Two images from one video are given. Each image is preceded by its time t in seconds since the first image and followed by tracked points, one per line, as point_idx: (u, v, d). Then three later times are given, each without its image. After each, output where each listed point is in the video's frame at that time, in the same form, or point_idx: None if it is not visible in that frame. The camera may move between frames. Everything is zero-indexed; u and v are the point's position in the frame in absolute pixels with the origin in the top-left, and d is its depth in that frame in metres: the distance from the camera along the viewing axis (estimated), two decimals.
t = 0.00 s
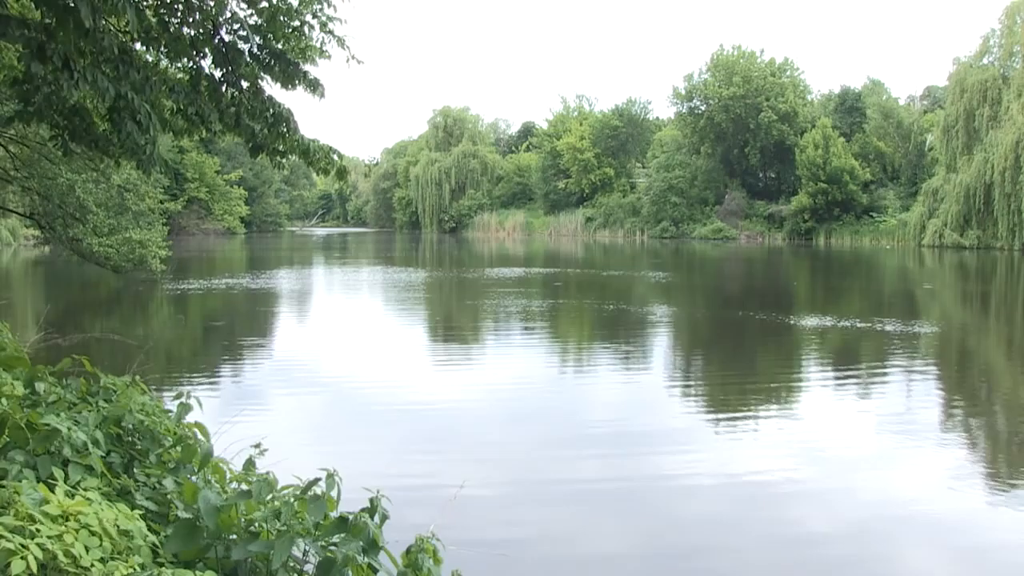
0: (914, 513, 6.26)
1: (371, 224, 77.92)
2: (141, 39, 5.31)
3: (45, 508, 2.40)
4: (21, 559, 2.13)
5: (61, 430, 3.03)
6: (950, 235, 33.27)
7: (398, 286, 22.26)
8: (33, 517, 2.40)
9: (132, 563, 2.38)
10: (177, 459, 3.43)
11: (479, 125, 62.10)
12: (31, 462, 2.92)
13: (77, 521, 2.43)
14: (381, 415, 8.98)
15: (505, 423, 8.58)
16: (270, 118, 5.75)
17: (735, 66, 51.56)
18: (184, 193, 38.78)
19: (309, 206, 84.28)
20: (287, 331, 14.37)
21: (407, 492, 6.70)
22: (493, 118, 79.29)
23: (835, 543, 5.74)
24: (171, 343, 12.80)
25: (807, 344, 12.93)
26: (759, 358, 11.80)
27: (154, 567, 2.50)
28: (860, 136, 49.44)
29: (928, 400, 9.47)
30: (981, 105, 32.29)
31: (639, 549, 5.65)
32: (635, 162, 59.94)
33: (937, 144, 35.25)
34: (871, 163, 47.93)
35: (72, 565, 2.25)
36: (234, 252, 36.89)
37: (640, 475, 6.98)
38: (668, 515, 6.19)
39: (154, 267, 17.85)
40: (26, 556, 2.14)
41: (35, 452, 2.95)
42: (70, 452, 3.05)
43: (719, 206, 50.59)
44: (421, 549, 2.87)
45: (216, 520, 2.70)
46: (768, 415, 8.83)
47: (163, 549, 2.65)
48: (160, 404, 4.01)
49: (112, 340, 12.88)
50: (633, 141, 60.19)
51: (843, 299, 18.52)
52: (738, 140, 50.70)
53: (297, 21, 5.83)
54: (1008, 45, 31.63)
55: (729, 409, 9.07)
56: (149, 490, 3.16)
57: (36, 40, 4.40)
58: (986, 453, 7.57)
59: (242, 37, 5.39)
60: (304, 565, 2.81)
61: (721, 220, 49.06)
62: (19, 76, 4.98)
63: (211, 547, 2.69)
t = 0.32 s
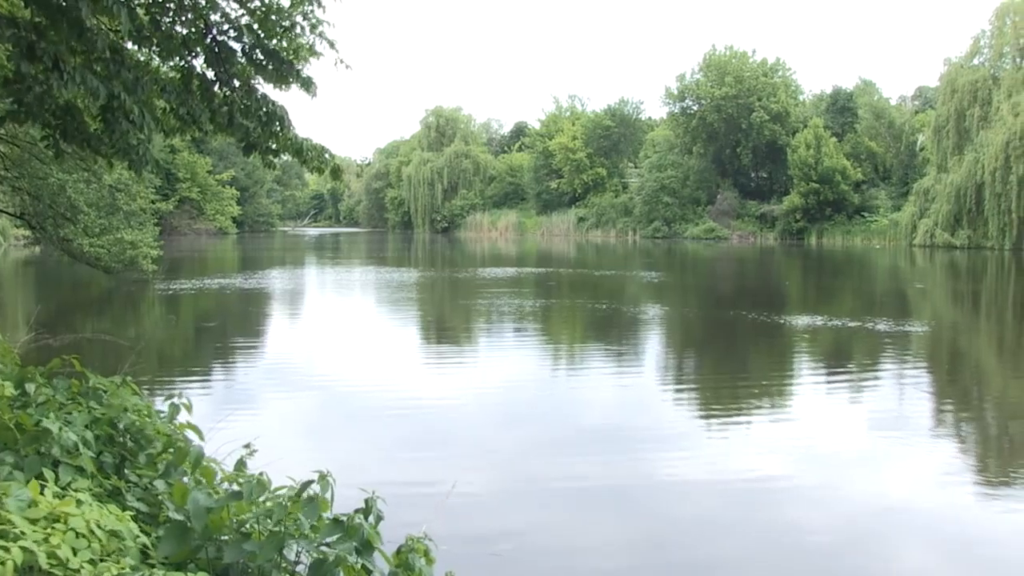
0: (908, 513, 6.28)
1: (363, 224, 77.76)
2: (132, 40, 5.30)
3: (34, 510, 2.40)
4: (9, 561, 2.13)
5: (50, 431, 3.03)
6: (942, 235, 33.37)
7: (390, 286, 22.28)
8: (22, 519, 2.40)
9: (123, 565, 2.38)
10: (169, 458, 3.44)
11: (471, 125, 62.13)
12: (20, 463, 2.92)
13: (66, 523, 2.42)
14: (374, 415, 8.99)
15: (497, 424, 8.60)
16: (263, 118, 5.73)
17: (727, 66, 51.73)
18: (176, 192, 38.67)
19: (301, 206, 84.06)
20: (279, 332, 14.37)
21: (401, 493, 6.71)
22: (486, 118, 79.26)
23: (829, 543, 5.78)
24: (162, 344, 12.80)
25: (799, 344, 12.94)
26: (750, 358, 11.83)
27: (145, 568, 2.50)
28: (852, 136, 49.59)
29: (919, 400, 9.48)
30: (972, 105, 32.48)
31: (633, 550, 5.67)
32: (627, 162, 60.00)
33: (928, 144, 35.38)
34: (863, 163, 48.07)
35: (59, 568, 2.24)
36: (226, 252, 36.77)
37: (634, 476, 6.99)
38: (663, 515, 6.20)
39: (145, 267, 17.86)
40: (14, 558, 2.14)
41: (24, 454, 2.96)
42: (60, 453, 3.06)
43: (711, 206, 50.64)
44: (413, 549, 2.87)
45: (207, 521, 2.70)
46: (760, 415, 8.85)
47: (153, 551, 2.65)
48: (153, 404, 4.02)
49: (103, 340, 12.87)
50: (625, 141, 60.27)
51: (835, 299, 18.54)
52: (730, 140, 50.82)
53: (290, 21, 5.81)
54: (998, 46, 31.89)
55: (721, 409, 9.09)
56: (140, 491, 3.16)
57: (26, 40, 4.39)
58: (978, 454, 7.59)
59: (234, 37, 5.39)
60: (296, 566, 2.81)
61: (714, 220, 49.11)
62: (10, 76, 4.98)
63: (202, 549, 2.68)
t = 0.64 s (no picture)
0: (892, 511, 6.33)
1: (346, 224, 77.39)
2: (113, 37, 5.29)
3: (12, 515, 2.39)
4: None
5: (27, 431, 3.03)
6: (922, 235, 33.61)
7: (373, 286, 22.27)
8: None
9: (103, 567, 2.38)
10: (147, 460, 3.43)
11: (455, 125, 62.11)
12: None
13: (45, 526, 2.42)
14: (359, 416, 8.98)
15: (481, 425, 8.61)
16: (245, 116, 5.72)
17: (710, 66, 52.02)
18: (157, 192, 38.43)
19: (284, 206, 83.58)
20: (262, 332, 14.33)
21: (385, 493, 6.71)
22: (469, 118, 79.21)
23: (814, 540, 5.83)
24: (145, 345, 12.73)
25: (782, 344, 12.98)
26: (734, 358, 11.88)
27: (126, 572, 2.49)
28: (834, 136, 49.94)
29: (901, 400, 9.52)
30: (952, 105, 32.83)
31: (617, 549, 5.71)
32: (610, 162, 60.11)
33: (909, 144, 35.67)
34: (845, 163, 48.39)
35: (38, 570, 2.24)
36: (208, 253, 36.54)
37: (618, 476, 7.03)
38: (648, 515, 6.24)
39: (127, 267, 17.82)
40: None
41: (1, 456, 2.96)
42: (37, 456, 3.05)
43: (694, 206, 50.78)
44: (398, 550, 2.88)
45: (190, 522, 2.70)
46: (743, 414, 8.90)
47: (137, 554, 2.64)
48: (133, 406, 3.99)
49: (84, 342, 12.79)
50: (609, 141, 60.42)
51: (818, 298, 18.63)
52: (713, 140, 51.04)
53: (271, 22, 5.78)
54: (977, 49, 32.42)
55: (703, 409, 9.13)
56: (122, 494, 3.15)
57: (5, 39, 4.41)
58: (959, 452, 7.66)
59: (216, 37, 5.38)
60: (279, 568, 2.81)
61: (697, 220, 49.24)
62: None
63: (184, 551, 2.68)
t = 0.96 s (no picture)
0: (871, 507, 6.37)
1: (327, 225, 77.08)
2: (91, 36, 5.25)
3: None
4: None
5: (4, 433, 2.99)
6: (902, 234, 33.81)
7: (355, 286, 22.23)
8: None
9: (82, 571, 2.35)
10: (126, 462, 3.40)
11: (437, 125, 62.08)
12: None
13: (23, 531, 2.39)
14: (342, 416, 8.95)
15: (464, 425, 8.60)
16: (225, 116, 5.65)
17: (691, 66, 52.27)
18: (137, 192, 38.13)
19: (265, 207, 83.13)
20: (243, 333, 14.26)
21: (368, 494, 6.70)
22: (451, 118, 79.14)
23: (794, 538, 5.87)
24: (125, 347, 12.62)
25: (763, 343, 13.02)
26: (715, 357, 11.93)
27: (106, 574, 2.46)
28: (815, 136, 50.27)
29: (880, 399, 9.56)
30: (930, 106, 33.14)
31: (599, 548, 5.72)
32: (592, 162, 60.18)
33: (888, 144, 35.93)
34: (825, 163, 48.68)
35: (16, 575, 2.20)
36: (187, 253, 36.30)
37: (601, 476, 7.04)
38: (630, 513, 6.26)
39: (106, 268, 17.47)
40: None
41: None
42: (13, 459, 3.01)
43: (675, 206, 50.93)
44: (380, 551, 2.86)
45: (173, 524, 2.66)
46: (725, 414, 8.92)
47: (116, 558, 2.61)
48: (112, 408, 3.95)
49: (62, 343, 12.67)
50: (590, 141, 60.53)
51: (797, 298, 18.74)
52: (694, 140, 51.25)
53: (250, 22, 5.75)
54: (954, 51, 33.02)
55: (685, 409, 9.15)
56: (100, 496, 3.12)
57: None
58: (937, 450, 7.72)
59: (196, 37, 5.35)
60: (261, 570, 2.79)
61: (679, 220, 49.39)
62: None
63: (165, 553, 2.66)
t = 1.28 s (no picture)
0: (849, 503, 6.44)
1: (307, 225, 76.71)
2: (67, 34, 5.19)
3: None
4: None
5: None
6: (880, 234, 34.07)
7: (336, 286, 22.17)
8: None
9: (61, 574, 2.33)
10: (104, 463, 3.36)
11: (418, 125, 62.00)
12: None
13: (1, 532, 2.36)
14: (322, 417, 8.92)
15: (445, 425, 8.60)
16: (202, 118, 5.64)
17: (671, 66, 52.48)
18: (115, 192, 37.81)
19: (244, 208, 82.63)
20: (223, 333, 14.18)
21: (349, 495, 6.67)
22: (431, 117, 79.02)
23: (774, 534, 5.92)
24: (103, 347, 12.51)
25: (743, 342, 13.10)
26: (696, 356, 11.98)
27: None
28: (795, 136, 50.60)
29: (860, 397, 9.65)
30: (908, 107, 33.44)
31: (580, 545, 5.75)
32: (573, 162, 60.27)
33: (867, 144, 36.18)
34: (805, 164, 48.98)
35: None
36: (165, 253, 36.04)
37: (580, 474, 7.07)
38: (612, 511, 6.29)
39: (84, 268, 17.28)
40: None
41: None
42: None
43: (656, 206, 51.09)
44: (361, 552, 2.84)
45: (154, 525, 2.64)
46: (706, 413, 8.98)
47: (94, 561, 2.58)
48: (92, 410, 3.92)
49: (40, 344, 12.54)
50: (571, 141, 60.62)
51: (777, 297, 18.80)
52: (675, 140, 51.46)
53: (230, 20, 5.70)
54: (931, 52, 33.31)
55: (667, 408, 9.19)
56: (78, 499, 3.08)
57: None
58: (916, 447, 7.80)
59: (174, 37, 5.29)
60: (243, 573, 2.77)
61: (660, 220, 49.56)
62: None
63: (144, 555, 2.63)
